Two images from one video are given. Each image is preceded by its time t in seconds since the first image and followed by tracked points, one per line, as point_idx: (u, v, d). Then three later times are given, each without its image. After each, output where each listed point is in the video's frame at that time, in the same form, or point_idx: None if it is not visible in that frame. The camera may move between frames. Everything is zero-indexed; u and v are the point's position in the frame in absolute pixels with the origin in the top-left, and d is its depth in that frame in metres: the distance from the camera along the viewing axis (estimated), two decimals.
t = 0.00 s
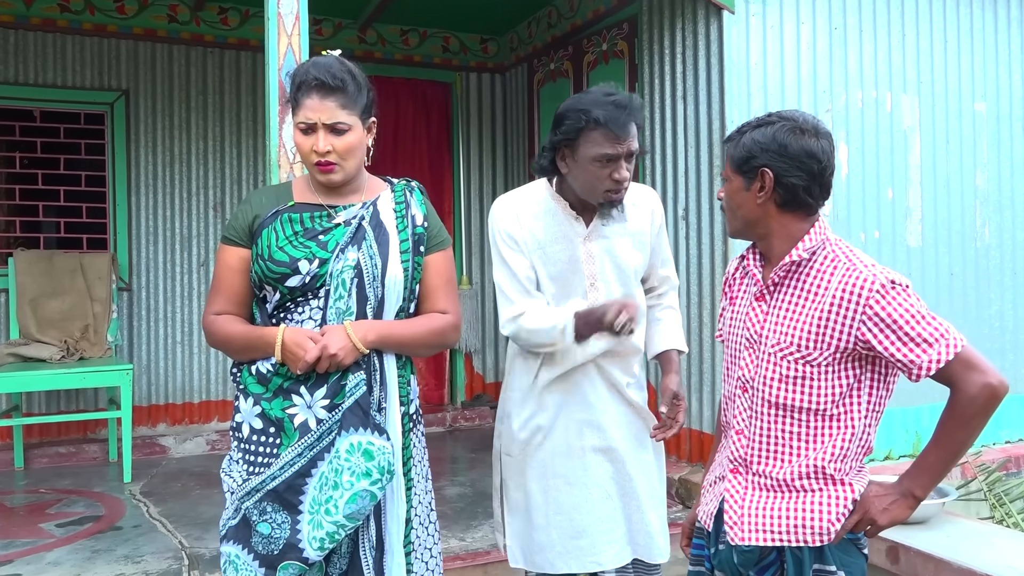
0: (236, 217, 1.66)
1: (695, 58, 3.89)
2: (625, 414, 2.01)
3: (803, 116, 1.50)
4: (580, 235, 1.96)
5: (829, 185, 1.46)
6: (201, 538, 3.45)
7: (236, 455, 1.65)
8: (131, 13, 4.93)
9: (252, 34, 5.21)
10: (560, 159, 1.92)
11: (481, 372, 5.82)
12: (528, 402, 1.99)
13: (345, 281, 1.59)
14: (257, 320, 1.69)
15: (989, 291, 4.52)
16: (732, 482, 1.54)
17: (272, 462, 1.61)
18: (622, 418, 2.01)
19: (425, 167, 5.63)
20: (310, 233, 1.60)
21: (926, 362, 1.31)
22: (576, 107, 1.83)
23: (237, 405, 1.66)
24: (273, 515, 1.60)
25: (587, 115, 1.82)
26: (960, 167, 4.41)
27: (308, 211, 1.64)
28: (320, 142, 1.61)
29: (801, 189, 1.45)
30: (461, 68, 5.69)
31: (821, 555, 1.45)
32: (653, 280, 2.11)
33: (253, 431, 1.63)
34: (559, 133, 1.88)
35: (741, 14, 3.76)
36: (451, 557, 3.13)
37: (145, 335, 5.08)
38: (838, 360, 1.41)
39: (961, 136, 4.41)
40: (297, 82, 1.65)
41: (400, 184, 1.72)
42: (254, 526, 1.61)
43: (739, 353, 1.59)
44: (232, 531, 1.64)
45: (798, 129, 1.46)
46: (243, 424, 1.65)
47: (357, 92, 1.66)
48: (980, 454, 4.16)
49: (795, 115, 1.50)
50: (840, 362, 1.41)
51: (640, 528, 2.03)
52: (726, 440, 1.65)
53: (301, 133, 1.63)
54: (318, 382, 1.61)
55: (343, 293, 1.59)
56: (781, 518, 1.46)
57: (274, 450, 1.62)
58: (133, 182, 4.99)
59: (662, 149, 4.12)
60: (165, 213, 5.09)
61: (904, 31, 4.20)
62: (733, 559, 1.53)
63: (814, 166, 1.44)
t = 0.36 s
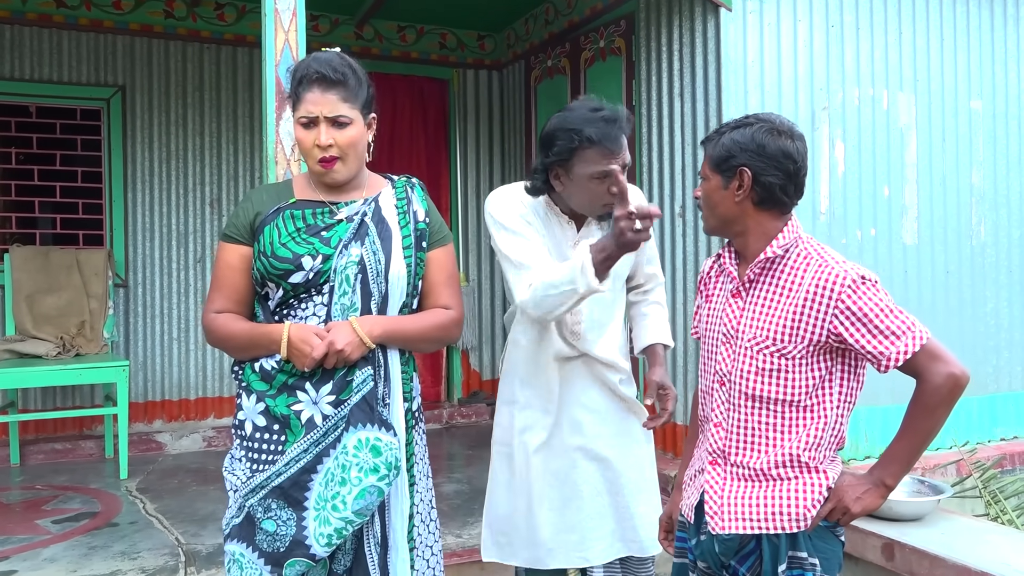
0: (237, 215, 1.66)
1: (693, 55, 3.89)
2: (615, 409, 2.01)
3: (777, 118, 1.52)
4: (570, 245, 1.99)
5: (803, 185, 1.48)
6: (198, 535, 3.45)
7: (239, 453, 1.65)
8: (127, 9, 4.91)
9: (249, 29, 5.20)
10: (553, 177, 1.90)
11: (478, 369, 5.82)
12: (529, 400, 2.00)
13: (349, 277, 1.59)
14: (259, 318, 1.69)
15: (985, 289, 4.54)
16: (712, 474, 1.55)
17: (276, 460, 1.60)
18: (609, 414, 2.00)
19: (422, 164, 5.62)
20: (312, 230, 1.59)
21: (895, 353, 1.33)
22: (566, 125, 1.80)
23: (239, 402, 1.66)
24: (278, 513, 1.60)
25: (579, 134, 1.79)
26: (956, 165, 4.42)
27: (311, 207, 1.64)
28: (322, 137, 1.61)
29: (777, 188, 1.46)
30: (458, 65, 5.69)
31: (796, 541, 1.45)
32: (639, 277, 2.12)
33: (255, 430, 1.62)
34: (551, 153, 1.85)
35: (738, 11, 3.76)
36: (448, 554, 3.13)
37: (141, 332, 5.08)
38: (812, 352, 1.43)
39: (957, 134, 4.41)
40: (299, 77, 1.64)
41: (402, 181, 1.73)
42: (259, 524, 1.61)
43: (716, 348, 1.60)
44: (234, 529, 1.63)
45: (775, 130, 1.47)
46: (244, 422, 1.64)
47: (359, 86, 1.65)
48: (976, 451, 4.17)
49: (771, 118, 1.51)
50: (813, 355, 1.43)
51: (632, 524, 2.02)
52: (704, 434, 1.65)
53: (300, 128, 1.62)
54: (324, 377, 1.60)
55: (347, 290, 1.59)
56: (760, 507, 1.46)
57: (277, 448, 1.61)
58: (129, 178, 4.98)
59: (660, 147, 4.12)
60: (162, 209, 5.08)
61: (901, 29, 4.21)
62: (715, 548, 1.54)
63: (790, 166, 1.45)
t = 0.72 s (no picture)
0: (227, 215, 1.60)
1: (692, 55, 3.89)
2: (612, 411, 2.03)
3: (770, 124, 1.53)
4: (565, 227, 2.00)
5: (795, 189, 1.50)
6: (195, 533, 3.45)
7: (241, 456, 1.62)
8: (126, 6, 4.90)
9: (248, 28, 5.19)
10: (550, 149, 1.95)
11: (476, 369, 5.82)
12: (511, 405, 2.01)
13: (356, 275, 1.58)
14: (257, 319, 1.65)
15: (983, 291, 4.54)
16: (715, 473, 1.55)
17: (286, 462, 1.59)
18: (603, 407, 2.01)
19: (421, 163, 5.62)
20: (314, 229, 1.58)
21: (888, 349, 1.36)
22: (568, 98, 1.86)
23: (239, 404, 1.63)
24: (290, 515, 1.59)
25: (580, 107, 1.85)
26: (955, 167, 4.42)
27: (304, 207, 1.61)
28: (358, 132, 1.61)
29: (770, 192, 1.48)
30: (457, 64, 5.69)
31: (801, 536, 1.47)
32: (635, 277, 2.15)
33: (260, 433, 1.60)
34: (551, 124, 1.91)
35: (738, 13, 3.76)
36: (445, 553, 3.14)
37: (139, 329, 5.08)
38: (808, 349, 1.45)
39: (956, 136, 4.42)
40: (325, 72, 1.61)
41: (393, 181, 1.75)
42: (269, 527, 1.59)
43: (710, 349, 1.60)
44: (241, 533, 1.61)
45: (770, 135, 1.49)
46: (247, 425, 1.61)
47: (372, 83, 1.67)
48: (972, 453, 4.18)
49: (763, 123, 1.53)
50: (809, 352, 1.45)
51: (629, 526, 2.02)
52: (701, 434, 1.65)
53: (334, 123, 1.60)
54: (334, 376, 1.60)
55: (354, 288, 1.59)
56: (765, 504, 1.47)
57: (286, 450, 1.59)
58: (128, 175, 4.97)
59: (659, 148, 4.13)
60: (160, 207, 5.07)
61: (900, 31, 4.21)
62: (720, 546, 1.54)
63: (782, 171, 1.47)
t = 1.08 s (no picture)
0: (217, 213, 1.51)
1: (691, 55, 3.90)
2: (609, 411, 2.03)
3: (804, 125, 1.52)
4: (561, 219, 2.00)
5: (823, 193, 1.49)
6: (192, 531, 3.44)
7: (247, 465, 1.55)
8: (125, 4, 4.90)
9: (247, 26, 5.19)
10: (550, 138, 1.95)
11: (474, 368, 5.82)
12: (496, 399, 2.04)
13: (359, 274, 1.59)
14: (254, 322, 1.56)
15: (980, 292, 4.55)
16: (727, 472, 1.56)
17: (304, 466, 1.55)
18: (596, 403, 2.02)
19: (419, 161, 5.63)
20: (313, 228, 1.55)
21: (904, 358, 1.35)
22: (569, 86, 1.89)
23: (240, 411, 1.55)
24: (311, 517, 1.57)
25: (581, 95, 1.87)
26: (953, 168, 4.43)
27: (297, 206, 1.56)
28: (363, 131, 1.59)
29: (797, 194, 1.47)
30: (456, 63, 5.69)
31: (814, 542, 1.47)
32: (632, 277, 2.16)
33: (270, 439, 1.54)
34: (552, 113, 1.92)
35: (737, 13, 3.76)
36: (443, 552, 3.14)
37: (137, 326, 5.07)
38: (824, 352, 1.44)
39: (954, 137, 4.43)
40: (334, 69, 1.57)
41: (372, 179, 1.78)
42: (289, 531, 1.56)
43: (727, 347, 1.60)
44: (255, 541, 1.56)
45: (803, 136, 1.47)
46: (254, 432, 1.54)
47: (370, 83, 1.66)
48: (968, 453, 4.19)
49: (800, 123, 1.51)
50: (826, 354, 1.45)
51: (629, 528, 2.02)
52: (716, 431, 1.66)
53: (342, 120, 1.57)
54: (346, 375, 1.59)
55: (358, 287, 1.60)
56: (776, 505, 1.48)
57: (302, 454, 1.55)
58: (126, 172, 4.97)
59: (657, 148, 4.13)
60: (158, 204, 5.07)
61: (899, 31, 4.22)
62: (729, 549, 1.54)
63: (812, 174, 1.46)
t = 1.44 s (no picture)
0: (206, 215, 1.47)
1: (688, 56, 3.90)
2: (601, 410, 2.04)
3: (825, 124, 1.51)
4: (557, 220, 2.00)
5: (845, 195, 1.48)
6: (189, 532, 3.44)
7: (253, 473, 1.53)
8: (121, 4, 4.89)
9: (244, 26, 5.18)
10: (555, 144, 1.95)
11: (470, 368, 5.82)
12: (487, 397, 2.06)
13: (354, 275, 1.61)
14: (249, 326, 1.54)
15: (975, 292, 4.57)
16: (738, 471, 1.58)
17: (315, 469, 1.55)
18: (588, 404, 2.02)
19: (415, 161, 5.63)
20: (306, 229, 1.55)
21: (915, 371, 1.33)
22: (577, 95, 1.89)
23: (242, 420, 1.53)
24: (323, 520, 1.57)
25: (589, 104, 1.87)
26: (948, 169, 4.45)
27: (287, 207, 1.56)
28: (345, 131, 1.59)
29: (817, 197, 1.46)
30: (453, 63, 5.69)
31: (819, 545, 1.47)
32: (622, 281, 2.18)
33: (278, 445, 1.53)
34: (557, 121, 1.92)
35: (733, 14, 3.77)
36: (440, 552, 3.14)
37: (133, 326, 5.06)
38: (839, 360, 1.44)
39: (950, 138, 4.44)
40: (319, 68, 1.56)
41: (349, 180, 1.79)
42: (302, 535, 1.56)
43: (746, 348, 1.61)
44: (266, 549, 1.54)
45: (821, 137, 1.46)
46: (261, 439, 1.53)
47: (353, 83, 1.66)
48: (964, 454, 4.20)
49: (820, 123, 1.50)
50: (840, 362, 1.44)
51: (617, 528, 2.02)
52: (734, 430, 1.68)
53: (324, 119, 1.56)
54: (349, 376, 1.60)
55: (353, 287, 1.61)
56: (781, 509, 1.49)
57: (312, 458, 1.55)
58: (122, 172, 4.96)
59: (653, 148, 4.14)
60: (154, 204, 5.06)
61: (895, 33, 4.23)
62: (734, 547, 1.56)
63: (831, 175, 1.45)
